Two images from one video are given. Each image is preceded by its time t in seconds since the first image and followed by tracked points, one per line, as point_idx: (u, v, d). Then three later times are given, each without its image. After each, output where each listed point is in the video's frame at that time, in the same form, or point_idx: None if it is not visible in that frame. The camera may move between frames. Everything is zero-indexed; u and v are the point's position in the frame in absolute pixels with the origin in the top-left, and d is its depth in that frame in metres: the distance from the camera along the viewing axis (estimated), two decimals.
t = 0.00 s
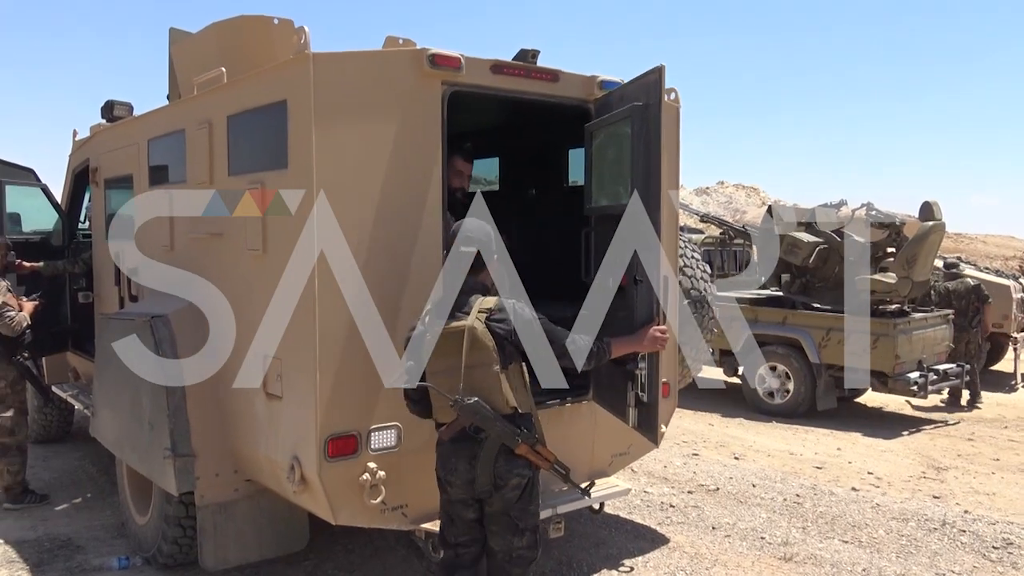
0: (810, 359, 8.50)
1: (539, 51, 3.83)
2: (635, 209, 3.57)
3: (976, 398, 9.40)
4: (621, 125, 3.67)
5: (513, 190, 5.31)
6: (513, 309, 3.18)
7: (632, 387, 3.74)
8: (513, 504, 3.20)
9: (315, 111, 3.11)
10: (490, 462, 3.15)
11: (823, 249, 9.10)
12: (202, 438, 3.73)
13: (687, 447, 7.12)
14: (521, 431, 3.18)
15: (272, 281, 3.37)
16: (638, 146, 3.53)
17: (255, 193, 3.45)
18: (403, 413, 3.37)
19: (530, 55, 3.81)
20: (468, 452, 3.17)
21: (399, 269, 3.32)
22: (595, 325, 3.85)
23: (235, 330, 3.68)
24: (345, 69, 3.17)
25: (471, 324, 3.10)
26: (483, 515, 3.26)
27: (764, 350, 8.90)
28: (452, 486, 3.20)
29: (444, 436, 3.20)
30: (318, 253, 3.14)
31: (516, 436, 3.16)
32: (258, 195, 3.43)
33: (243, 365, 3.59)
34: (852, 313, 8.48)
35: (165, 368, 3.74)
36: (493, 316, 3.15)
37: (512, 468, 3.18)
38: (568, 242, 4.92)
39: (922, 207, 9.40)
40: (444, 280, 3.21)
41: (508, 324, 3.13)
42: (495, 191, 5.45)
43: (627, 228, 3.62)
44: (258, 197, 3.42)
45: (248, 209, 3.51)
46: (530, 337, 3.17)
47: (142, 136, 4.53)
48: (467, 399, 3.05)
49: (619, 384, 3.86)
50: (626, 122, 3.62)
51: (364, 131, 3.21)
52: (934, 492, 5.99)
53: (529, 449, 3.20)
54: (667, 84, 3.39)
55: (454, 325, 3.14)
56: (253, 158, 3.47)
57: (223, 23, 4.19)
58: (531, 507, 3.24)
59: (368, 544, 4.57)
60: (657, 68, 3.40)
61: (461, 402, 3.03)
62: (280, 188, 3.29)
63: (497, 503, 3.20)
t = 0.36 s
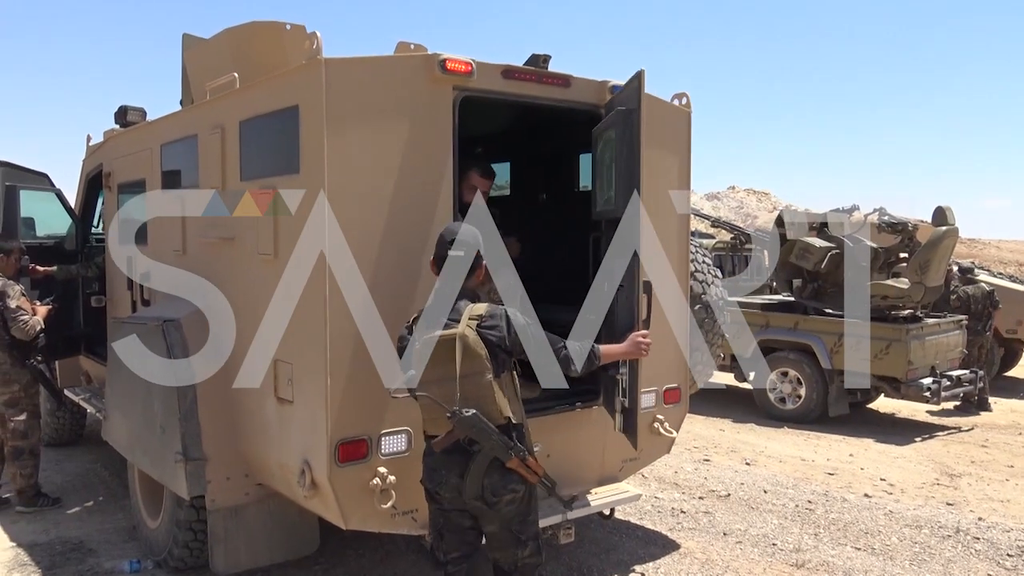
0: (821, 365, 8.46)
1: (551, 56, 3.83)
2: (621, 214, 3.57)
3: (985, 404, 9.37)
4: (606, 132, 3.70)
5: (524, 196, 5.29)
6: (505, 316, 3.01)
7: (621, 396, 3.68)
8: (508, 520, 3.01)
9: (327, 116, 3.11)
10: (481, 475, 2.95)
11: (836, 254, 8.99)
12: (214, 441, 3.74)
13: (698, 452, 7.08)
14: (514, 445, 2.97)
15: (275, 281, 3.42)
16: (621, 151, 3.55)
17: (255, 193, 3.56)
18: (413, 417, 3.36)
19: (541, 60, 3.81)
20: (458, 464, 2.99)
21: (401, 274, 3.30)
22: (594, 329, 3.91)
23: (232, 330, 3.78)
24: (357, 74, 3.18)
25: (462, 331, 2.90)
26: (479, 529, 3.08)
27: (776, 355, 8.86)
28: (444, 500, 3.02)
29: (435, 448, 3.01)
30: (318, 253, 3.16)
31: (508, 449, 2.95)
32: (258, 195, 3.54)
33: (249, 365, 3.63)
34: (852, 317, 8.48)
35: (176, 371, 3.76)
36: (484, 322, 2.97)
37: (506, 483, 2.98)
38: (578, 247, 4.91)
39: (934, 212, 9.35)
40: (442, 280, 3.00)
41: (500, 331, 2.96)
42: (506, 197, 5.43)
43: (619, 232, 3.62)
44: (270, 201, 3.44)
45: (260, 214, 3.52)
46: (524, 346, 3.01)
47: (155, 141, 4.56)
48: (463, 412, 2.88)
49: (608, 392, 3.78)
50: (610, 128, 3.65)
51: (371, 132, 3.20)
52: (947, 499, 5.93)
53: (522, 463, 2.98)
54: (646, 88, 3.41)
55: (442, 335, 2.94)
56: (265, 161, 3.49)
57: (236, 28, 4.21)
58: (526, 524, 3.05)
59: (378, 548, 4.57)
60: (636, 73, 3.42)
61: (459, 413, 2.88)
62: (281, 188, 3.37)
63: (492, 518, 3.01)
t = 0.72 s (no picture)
0: (826, 362, 8.44)
1: (553, 54, 3.81)
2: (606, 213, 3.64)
3: (990, 401, 9.35)
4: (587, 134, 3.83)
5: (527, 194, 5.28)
6: (503, 316, 2.97)
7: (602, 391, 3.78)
8: (511, 523, 2.98)
9: (329, 114, 3.11)
10: (477, 479, 2.92)
11: (840, 251, 9.01)
12: (217, 440, 3.75)
13: (702, 450, 7.07)
14: (510, 448, 2.91)
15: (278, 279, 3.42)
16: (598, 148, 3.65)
17: (255, 193, 3.59)
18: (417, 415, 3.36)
19: (544, 57, 3.79)
20: (454, 468, 2.96)
21: (401, 271, 3.29)
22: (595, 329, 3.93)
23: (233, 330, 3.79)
24: (359, 72, 3.17)
25: (458, 333, 2.88)
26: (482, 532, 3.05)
27: (781, 353, 8.85)
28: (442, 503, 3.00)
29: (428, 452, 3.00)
30: (318, 253, 3.17)
31: (504, 453, 2.89)
32: (258, 195, 3.56)
33: (251, 364, 3.65)
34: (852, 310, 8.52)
35: (179, 369, 3.77)
36: (481, 324, 2.94)
37: (505, 487, 2.94)
38: (581, 245, 4.91)
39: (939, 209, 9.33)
40: (442, 279, 2.96)
41: (497, 332, 2.92)
42: (510, 195, 5.42)
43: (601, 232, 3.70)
44: (273, 200, 3.43)
45: (263, 212, 3.52)
46: (523, 348, 2.96)
47: (158, 140, 4.56)
48: (451, 416, 2.85)
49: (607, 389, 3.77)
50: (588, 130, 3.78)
51: (372, 129, 3.20)
52: (952, 497, 5.92)
53: (520, 466, 2.91)
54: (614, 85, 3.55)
55: (440, 336, 2.92)
56: (268, 160, 3.48)
57: (239, 26, 4.21)
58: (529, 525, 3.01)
59: (382, 546, 4.58)
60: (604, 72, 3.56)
61: (445, 416, 2.86)
62: (280, 188, 3.39)
63: (493, 521, 2.98)
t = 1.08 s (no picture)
0: (833, 349, 8.43)
1: (559, 41, 3.79)
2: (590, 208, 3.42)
3: (998, 389, 9.32)
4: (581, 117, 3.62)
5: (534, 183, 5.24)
6: (508, 318, 2.82)
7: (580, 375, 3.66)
8: (502, 533, 2.84)
9: (334, 103, 3.10)
10: (469, 484, 2.81)
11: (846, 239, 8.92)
12: (225, 429, 3.76)
13: (708, 438, 7.07)
14: (506, 454, 2.77)
15: (283, 268, 3.42)
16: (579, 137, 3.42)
17: (255, 192, 3.63)
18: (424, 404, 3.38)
19: (549, 45, 3.77)
20: (449, 470, 2.87)
21: (403, 270, 3.28)
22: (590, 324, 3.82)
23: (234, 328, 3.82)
24: (364, 60, 3.16)
25: (455, 330, 2.80)
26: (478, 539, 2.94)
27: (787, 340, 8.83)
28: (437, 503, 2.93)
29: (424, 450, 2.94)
30: (318, 252, 3.20)
31: (499, 460, 2.75)
32: (258, 194, 3.61)
33: (255, 362, 3.68)
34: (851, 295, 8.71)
35: (187, 359, 3.79)
36: (483, 322, 2.82)
37: (497, 494, 2.81)
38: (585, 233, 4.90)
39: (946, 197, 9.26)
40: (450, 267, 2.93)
41: (497, 333, 2.79)
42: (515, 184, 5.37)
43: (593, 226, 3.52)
44: (278, 189, 3.42)
45: (269, 202, 3.51)
46: (524, 352, 2.81)
47: (163, 130, 4.56)
48: (443, 417, 2.75)
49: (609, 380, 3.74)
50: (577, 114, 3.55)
51: (373, 125, 3.18)
52: (959, 484, 5.91)
53: (515, 474, 2.77)
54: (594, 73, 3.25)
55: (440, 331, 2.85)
56: (274, 149, 3.47)
57: (243, 16, 4.20)
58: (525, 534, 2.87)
59: (389, 534, 4.59)
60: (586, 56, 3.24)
61: (436, 417, 2.76)
62: (280, 187, 3.41)
63: (484, 528, 2.85)
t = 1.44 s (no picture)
0: (836, 347, 8.41)
1: (564, 38, 3.78)
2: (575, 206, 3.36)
3: (1002, 387, 9.30)
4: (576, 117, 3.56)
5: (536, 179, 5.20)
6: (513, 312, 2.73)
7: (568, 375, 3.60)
8: (485, 546, 2.74)
9: (337, 99, 3.11)
10: (455, 488, 2.72)
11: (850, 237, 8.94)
12: (230, 426, 3.77)
13: (711, 436, 7.07)
14: (495, 461, 2.65)
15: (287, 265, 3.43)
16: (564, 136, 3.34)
17: (255, 192, 3.66)
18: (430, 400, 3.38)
19: (554, 42, 3.76)
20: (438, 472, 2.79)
21: (406, 269, 3.28)
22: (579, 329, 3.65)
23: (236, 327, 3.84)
24: (368, 57, 3.16)
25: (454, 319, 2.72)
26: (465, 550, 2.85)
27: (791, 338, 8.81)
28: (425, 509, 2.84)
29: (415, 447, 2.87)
30: (318, 253, 3.23)
31: (486, 466, 2.65)
32: (258, 194, 3.64)
33: (257, 362, 3.70)
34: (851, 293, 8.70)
35: (191, 356, 3.81)
36: (485, 313, 2.74)
37: (484, 504, 2.70)
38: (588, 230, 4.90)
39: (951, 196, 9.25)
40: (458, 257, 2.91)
41: (497, 324, 2.71)
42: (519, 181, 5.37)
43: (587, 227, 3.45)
44: (282, 186, 3.42)
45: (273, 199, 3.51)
46: (524, 348, 2.69)
47: (167, 127, 4.57)
48: (430, 407, 2.66)
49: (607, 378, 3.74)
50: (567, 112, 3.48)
51: (375, 123, 3.18)
52: (963, 482, 5.90)
53: (503, 485, 2.66)
54: (577, 71, 3.17)
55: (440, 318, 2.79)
56: (278, 145, 3.47)
57: (247, 13, 4.20)
58: (509, 550, 2.77)
59: (393, 531, 4.60)
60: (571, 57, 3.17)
61: (421, 407, 2.67)
62: (281, 187, 3.43)
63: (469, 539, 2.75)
